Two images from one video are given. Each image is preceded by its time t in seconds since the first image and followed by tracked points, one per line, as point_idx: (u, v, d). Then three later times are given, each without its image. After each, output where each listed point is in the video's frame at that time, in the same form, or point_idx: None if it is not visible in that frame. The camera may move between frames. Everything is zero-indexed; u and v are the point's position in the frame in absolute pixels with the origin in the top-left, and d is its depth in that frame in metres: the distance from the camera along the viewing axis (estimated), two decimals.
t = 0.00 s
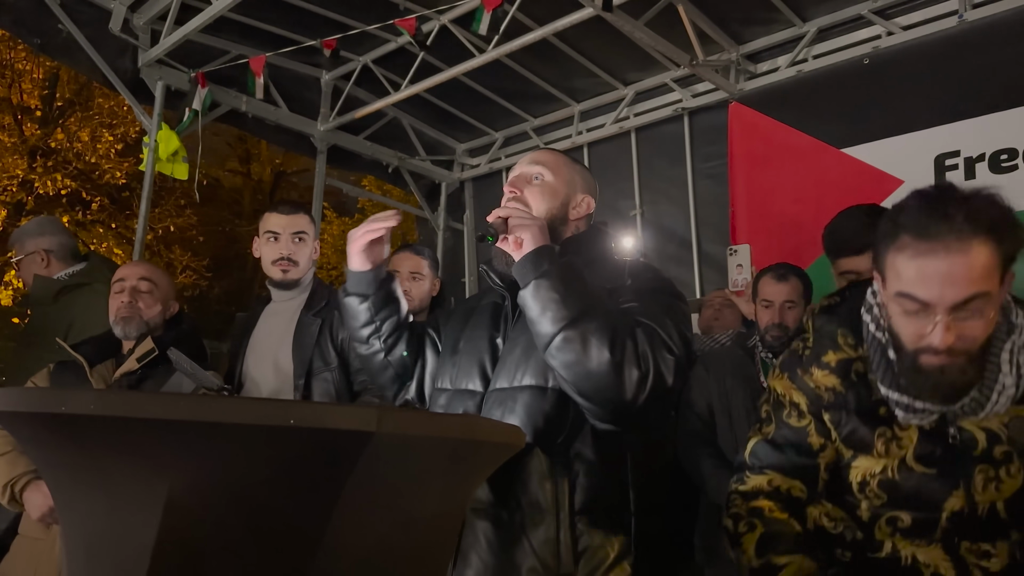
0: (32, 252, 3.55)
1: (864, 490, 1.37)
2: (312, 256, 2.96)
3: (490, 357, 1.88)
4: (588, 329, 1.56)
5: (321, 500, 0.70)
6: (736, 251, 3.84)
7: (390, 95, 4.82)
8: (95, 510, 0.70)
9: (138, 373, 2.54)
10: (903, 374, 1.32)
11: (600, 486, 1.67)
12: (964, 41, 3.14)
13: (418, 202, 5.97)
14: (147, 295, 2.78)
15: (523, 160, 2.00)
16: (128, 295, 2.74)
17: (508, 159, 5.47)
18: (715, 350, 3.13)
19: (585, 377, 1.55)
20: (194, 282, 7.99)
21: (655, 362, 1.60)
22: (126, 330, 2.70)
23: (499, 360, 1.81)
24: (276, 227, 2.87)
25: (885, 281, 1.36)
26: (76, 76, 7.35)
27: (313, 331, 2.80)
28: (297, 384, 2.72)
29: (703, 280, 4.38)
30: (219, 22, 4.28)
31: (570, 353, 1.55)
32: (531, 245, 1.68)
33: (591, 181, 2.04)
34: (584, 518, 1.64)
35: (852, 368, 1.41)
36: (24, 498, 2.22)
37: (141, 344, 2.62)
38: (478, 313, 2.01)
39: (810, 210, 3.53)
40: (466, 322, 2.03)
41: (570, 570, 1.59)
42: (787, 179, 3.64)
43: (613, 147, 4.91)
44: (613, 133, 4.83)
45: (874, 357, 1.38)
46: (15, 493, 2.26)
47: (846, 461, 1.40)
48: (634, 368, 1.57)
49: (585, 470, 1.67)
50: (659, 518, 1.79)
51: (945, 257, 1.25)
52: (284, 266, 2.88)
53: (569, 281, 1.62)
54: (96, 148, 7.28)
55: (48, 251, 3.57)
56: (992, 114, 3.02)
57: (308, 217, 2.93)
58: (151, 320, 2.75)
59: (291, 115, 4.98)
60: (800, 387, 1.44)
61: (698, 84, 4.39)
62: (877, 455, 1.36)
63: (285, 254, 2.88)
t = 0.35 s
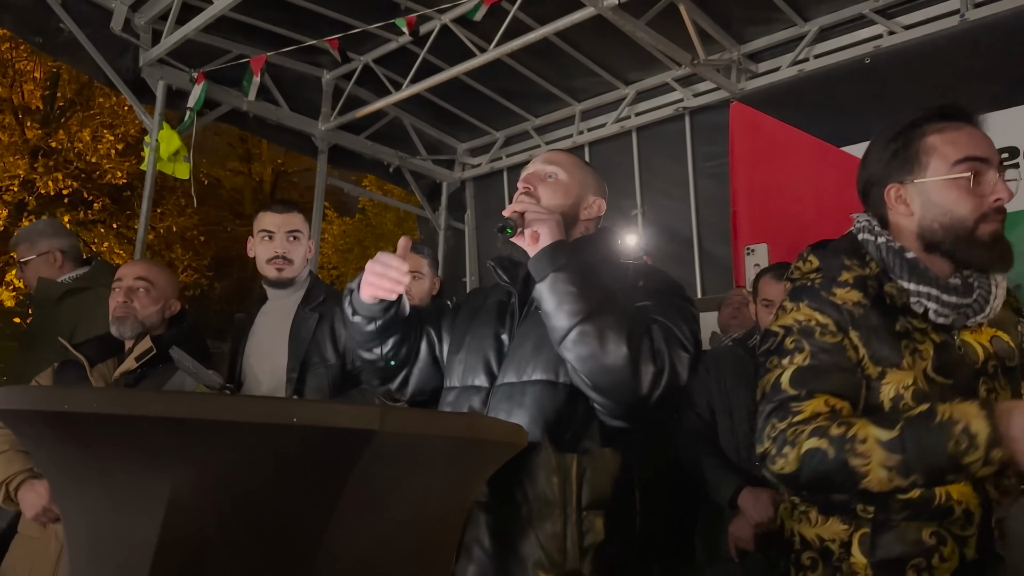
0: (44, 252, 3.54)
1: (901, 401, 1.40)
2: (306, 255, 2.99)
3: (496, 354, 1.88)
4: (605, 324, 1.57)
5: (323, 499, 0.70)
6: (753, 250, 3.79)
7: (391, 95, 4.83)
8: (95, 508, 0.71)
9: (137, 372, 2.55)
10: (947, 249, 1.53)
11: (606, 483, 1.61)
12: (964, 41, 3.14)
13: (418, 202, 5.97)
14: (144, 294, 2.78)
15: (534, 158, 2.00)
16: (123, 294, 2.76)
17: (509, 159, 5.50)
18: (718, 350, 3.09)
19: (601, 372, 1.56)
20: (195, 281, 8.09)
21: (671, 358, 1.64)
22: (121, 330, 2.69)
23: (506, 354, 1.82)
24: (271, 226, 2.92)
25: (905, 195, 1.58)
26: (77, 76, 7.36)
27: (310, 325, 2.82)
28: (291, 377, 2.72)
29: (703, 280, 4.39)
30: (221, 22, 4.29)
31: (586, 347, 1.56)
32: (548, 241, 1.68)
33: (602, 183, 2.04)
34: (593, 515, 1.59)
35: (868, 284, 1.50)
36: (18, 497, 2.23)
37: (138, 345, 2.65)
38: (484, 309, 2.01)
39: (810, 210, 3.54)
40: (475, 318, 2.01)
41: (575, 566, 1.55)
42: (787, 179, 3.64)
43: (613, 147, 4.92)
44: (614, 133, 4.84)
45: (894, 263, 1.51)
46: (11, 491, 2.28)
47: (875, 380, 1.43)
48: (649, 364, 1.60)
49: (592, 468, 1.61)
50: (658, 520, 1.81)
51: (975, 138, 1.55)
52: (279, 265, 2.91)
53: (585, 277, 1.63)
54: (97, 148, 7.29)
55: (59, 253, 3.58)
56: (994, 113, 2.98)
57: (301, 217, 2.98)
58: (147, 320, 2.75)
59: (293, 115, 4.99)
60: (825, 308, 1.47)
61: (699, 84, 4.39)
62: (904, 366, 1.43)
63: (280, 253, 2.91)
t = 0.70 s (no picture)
0: (56, 260, 3.53)
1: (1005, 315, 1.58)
2: (316, 254, 3.01)
3: (523, 341, 1.77)
4: (668, 325, 1.50)
5: (326, 497, 0.70)
6: (766, 253, 3.72)
7: (393, 95, 4.83)
8: (99, 506, 0.71)
9: (139, 371, 2.55)
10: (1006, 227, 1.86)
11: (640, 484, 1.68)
12: (967, 40, 3.14)
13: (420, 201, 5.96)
14: (144, 294, 2.80)
15: (561, 152, 2.00)
16: (124, 294, 2.78)
17: (512, 158, 5.48)
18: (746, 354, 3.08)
19: (659, 373, 1.50)
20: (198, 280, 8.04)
21: (722, 360, 1.58)
22: (122, 329, 2.73)
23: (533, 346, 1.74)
24: (280, 226, 2.96)
25: (950, 183, 1.86)
26: (79, 75, 7.37)
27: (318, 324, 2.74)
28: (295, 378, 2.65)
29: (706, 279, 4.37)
30: (223, 22, 4.29)
31: (644, 348, 1.49)
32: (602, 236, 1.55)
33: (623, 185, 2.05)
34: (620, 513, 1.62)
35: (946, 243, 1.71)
36: (21, 496, 2.23)
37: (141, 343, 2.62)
38: (500, 294, 1.89)
39: (812, 209, 3.56)
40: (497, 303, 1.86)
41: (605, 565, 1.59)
42: (788, 178, 3.65)
43: (616, 147, 4.91)
44: (616, 133, 4.83)
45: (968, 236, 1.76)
46: (12, 490, 2.28)
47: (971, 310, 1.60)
48: (706, 366, 1.54)
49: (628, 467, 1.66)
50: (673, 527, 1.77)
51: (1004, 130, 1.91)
52: (289, 265, 2.92)
53: (646, 274, 1.54)
54: (99, 148, 7.30)
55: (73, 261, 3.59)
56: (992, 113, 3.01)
57: (310, 216, 3.01)
58: (148, 319, 2.78)
59: (295, 114, 5.00)
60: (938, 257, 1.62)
61: (701, 83, 4.39)
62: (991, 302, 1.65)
63: (289, 252, 2.93)
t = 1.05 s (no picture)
0: (45, 258, 3.52)
1: None
2: (333, 254, 3.01)
3: (546, 341, 1.75)
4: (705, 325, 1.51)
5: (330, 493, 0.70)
6: (771, 251, 3.68)
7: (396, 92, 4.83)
8: (106, 503, 0.71)
9: (145, 369, 2.56)
10: None
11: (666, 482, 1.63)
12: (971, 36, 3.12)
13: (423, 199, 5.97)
14: (150, 292, 2.81)
15: (575, 134, 2.02)
16: (130, 292, 2.79)
17: (515, 156, 5.47)
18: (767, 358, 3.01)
19: (693, 372, 1.51)
20: (201, 278, 7.98)
21: (752, 359, 1.60)
22: (129, 328, 2.75)
23: (553, 346, 1.73)
24: (296, 224, 3.00)
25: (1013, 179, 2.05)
26: (82, 74, 7.38)
27: (322, 325, 2.68)
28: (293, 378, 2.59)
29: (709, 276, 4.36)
30: (226, 20, 4.29)
31: (681, 348, 1.50)
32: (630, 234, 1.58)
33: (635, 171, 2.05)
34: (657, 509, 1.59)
35: None
36: (28, 493, 2.24)
37: (147, 341, 2.64)
38: (515, 289, 1.86)
39: (816, 206, 3.55)
40: (511, 303, 1.83)
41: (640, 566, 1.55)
42: (793, 175, 3.64)
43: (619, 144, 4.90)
44: (619, 130, 4.82)
45: None
46: (19, 488, 2.28)
47: None
48: (739, 366, 1.56)
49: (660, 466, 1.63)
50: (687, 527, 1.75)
51: None
52: (300, 262, 2.94)
53: (680, 273, 1.54)
54: (102, 146, 7.30)
55: (60, 258, 3.55)
56: (994, 109, 3.03)
57: (328, 215, 3.05)
58: (155, 318, 2.78)
59: (299, 112, 5.03)
60: None
61: (704, 80, 4.37)
62: None
63: (301, 250, 2.94)
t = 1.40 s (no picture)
0: (52, 256, 3.52)
1: None
2: (341, 256, 3.00)
3: (532, 341, 1.75)
4: (678, 311, 1.47)
5: (332, 492, 0.70)
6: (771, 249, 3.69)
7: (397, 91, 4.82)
8: (108, 504, 0.71)
9: (148, 368, 2.56)
10: None
11: (664, 481, 1.57)
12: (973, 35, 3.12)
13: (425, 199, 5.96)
14: (153, 292, 2.80)
15: (556, 135, 1.96)
16: (133, 292, 2.80)
17: (516, 155, 5.47)
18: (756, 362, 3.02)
19: (667, 360, 1.47)
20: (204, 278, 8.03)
21: (735, 346, 1.55)
22: (133, 328, 2.76)
23: (544, 344, 1.72)
24: (304, 226, 2.98)
25: None
26: (84, 74, 7.40)
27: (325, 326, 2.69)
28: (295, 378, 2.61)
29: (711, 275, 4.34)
30: (227, 19, 4.29)
31: (651, 335, 1.46)
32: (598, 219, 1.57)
33: (631, 159, 2.01)
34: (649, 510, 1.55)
35: None
36: (31, 492, 2.24)
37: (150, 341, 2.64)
38: (509, 294, 1.88)
39: (819, 205, 3.54)
40: (496, 305, 1.86)
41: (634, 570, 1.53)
42: (796, 174, 3.62)
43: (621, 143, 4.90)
44: (621, 130, 4.82)
45: None
46: (22, 487, 2.28)
47: None
48: (718, 353, 1.51)
49: (647, 468, 1.56)
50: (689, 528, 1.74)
51: None
52: (310, 264, 2.95)
53: (649, 259, 1.52)
54: (104, 146, 7.31)
55: (68, 256, 3.54)
56: (1000, 107, 2.99)
57: (337, 217, 3.02)
58: (158, 318, 2.78)
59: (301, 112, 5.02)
60: None
61: (706, 79, 4.37)
62: None
63: (311, 253, 2.95)
